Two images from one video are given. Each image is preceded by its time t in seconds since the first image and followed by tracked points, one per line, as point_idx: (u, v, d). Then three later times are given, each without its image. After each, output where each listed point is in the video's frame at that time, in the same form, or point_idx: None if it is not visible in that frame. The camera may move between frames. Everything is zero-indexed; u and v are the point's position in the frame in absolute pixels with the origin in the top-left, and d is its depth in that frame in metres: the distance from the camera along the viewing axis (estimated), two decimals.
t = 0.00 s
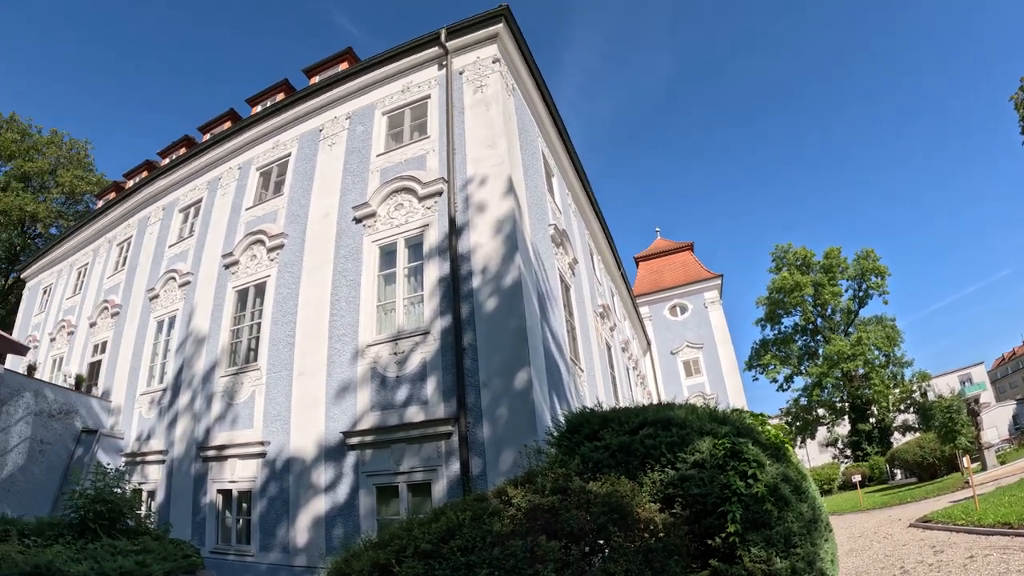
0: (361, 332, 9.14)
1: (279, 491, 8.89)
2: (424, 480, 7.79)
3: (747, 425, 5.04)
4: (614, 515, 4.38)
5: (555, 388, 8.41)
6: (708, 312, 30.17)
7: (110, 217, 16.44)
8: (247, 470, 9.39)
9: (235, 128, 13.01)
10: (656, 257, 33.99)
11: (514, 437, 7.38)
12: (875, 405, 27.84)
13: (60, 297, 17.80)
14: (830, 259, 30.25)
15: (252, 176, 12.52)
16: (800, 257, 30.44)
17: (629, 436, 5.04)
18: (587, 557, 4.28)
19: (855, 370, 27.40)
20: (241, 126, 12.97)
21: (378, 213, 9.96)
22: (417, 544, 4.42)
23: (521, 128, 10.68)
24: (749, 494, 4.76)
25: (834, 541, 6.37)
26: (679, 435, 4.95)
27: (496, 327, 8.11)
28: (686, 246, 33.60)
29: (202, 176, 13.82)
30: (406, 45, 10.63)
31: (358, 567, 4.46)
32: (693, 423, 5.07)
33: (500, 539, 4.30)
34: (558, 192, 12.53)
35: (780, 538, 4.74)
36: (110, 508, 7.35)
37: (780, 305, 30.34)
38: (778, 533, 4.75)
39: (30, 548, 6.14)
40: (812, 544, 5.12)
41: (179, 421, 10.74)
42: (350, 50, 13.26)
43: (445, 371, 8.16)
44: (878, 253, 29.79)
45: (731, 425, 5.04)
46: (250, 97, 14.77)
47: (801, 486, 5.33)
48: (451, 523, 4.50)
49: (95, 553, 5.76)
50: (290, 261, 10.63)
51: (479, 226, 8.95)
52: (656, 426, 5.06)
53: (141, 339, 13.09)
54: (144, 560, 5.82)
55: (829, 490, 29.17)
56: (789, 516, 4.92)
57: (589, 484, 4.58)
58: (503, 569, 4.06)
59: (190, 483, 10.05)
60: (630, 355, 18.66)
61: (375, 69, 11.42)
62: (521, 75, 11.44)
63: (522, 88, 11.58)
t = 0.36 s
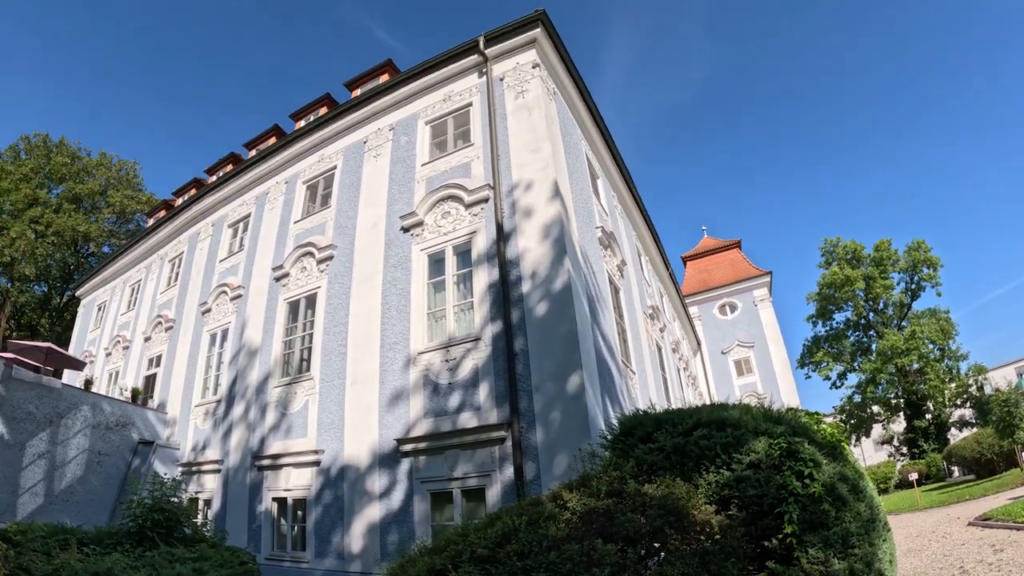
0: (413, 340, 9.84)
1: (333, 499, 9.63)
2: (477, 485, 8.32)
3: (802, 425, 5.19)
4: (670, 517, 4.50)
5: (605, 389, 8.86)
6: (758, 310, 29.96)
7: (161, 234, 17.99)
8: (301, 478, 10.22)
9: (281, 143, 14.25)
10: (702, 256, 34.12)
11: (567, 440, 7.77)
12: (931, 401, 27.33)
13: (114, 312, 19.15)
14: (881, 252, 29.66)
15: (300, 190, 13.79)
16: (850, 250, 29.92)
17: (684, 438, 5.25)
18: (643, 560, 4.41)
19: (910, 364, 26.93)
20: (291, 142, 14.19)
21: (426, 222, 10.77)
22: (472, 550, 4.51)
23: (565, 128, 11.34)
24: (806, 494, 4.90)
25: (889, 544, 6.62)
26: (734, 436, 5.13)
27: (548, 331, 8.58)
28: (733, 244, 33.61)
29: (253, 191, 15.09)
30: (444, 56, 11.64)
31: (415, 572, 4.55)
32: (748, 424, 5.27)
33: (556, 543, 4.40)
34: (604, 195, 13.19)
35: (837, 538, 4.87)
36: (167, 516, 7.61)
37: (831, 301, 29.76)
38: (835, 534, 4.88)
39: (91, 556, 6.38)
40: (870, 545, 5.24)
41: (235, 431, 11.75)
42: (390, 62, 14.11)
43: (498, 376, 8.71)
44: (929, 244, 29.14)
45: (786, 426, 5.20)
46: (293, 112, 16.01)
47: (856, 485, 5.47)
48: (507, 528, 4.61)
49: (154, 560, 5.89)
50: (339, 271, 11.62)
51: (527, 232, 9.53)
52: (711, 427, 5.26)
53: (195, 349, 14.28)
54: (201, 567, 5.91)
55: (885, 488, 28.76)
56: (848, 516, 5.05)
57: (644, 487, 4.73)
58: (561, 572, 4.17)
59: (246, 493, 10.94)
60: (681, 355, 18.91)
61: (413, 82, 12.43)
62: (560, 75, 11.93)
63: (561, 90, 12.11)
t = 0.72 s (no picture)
0: (445, 343, 9.99)
1: (368, 501, 9.83)
2: (512, 487, 8.35)
3: (838, 423, 5.14)
4: (706, 517, 4.48)
5: (638, 389, 8.89)
6: (790, 306, 29.61)
7: (193, 243, 18.47)
8: (335, 481, 10.46)
9: (311, 150, 14.65)
10: (732, 254, 33.94)
11: (601, 440, 7.79)
12: (966, 397, 26.92)
13: (148, 320, 19.52)
14: (913, 246, 29.10)
15: (330, 196, 14.15)
16: (881, 244, 29.37)
17: (718, 437, 5.24)
18: (679, 560, 4.39)
19: (945, 360, 26.45)
20: (320, 148, 14.58)
21: (456, 225, 10.97)
22: (508, 551, 4.54)
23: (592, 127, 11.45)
24: (842, 493, 4.86)
25: (925, 542, 6.58)
26: (769, 434, 5.10)
27: (581, 331, 8.63)
28: (764, 240, 33.29)
29: (284, 198, 15.52)
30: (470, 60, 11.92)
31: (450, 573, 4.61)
32: (782, 422, 5.24)
33: (592, 543, 4.39)
34: (634, 195, 13.27)
35: (874, 537, 4.83)
36: (203, 520, 7.81)
37: (863, 296, 29.22)
38: (872, 532, 4.83)
39: (127, 559, 6.48)
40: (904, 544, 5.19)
41: (269, 435, 12.04)
42: (415, 66, 14.34)
43: (531, 378, 8.77)
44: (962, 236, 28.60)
45: (821, 423, 5.16)
46: (322, 119, 16.38)
47: (890, 484, 5.39)
48: (542, 528, 4.62)
49: (190, 563, 5.96)
50: (371, 276, 11.90)
51: (557, 233, 9.62)
52: (745, 426, 5.24)
53: (229, 355, 14.65)
54: (237, 568, 5.99)
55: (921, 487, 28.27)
56: (883, 515, 5.01)
57: (679, 487, 4.70)
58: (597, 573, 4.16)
59: (281, 496, 11.21)
60: (713, 354, 18.83)
61: (440, 86, 12.73)
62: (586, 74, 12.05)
63: (588, 90, 12.21)
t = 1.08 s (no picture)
0: (481, 344, 10.05)
1: (405, 502, 9.92)
2: (549, 487, 8.36)
3: (876, 419, 5.07)
4: (744, 515, 4.45)
5: (674, 387, 8.85)
6: (825, 302, 29.40)
7: (227, 250, 18.80)
8: (372, 483, 10.56)
9: (341, 156, 14.87)
10: (765, 250, 33.74)
11: (638, 439, 7.77)
12: (1005, 391, 26.35)
13: (184, 327, 19.82)
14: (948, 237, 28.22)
15: (362, 201, 14.33)
16: (916, 237, 28.43)
17: (755, 435, 5.25)
18: (718, 559, 4.37)
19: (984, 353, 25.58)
20: (352, 153, 14.79)
21: (489, 227, 11.03)
22: (546, 551, 4.57)
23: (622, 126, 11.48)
24: (881, 490, 4.77)
25: (965, 540, 6.48)
26: (806, 432, 5.07)
27: (617, 330, 8.64)
28: (796, 236, 33.00)
29: (317, 204, 15.75)
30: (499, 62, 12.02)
31: (489, 572, 4.69)
32: (820, 419, 5.20)
33: (630, 542, 4.38)
34: (665, 193, 13.26)
35: (914, 535, 4.73)
36: (242, 522, 7.93)
37: (899, 290, 28.31)
38: (912, 530, 4.74)
39: (166, 561, 6.65)
40: (945, 544, 5.09)
41: (305, 439, 12.19)
42: (443, 70, 14.43)
43: (567, 378, 8.78)
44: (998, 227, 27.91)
45: (859, 420, 5.10)
46: (351, 125, 16.55)
47: (933, 482, 5.27)
48: (581, 528, 4.64)
49: (229, 564, 6.11)
50: (405, 280, 12.02)
51: (590, 232, 9.65)
52: (783, 424, 5.23)
53: (265, 360, 14.81)
54: (275, 569, 6.12)
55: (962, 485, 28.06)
56: (923, 512, 4.92)
57: (717, 485, 4.69)
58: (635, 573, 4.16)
59: (319, 498, 11.35)
60: (748, 352, 18.64)
61: (469, 88, 12.85)
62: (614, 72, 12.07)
63: (616, 89, 12.23)
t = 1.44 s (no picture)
0: (510, 345, 10.09)
1: (435, 503, 9.98)
2: (579, 487, 8.37)
3: (909, 416, 4.99)
4: (777, 514, 4.43)
5: (704, 386, 8.80)
6: (854, 298, 29.06)
7: (255, 255, 19.03)
8: (403, 484, 10.64)
9: (366, 160, 15.02)
10: (792, 245, 33.52)
11: (668, 438, 7.74)
12: None
13: (214, 331, 20.09)
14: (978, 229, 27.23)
15: (389, 205, 14.44)
16: (944, 229, 27.53)
17: (787, 433, 5.21)
18: (750, 557, 4.36)
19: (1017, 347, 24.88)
20: (377, 157, 14.93)
21: (516, 228, 11.07)
22: (578, 551, 4.60)
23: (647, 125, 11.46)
24: (914, 488, 4.70)
25: (998, 537, 6.39)
26: (838, 429, 5.02)
27: (646, 328, 8.63)
28: (824, 230, 32.72)
29: (344, 208, 15.91)
30: (522, 62, 12.07)
31: (519, 572, 4.74)
32: (852, 416, 5.15)
33: (662, 542, 4.37)
34: (691, 190, 13.19)
35: (946, 532, 4.69)
36: (273, 523, 8.03)
37: (929, 285, 27.50)
38: (944, 527, 4.70)
39: (198, 562, 6.78)
40: (977, 541, 5.04)
41: (336, 440, 12.31)
42: (467, 71, 14.47)
43: (596, 378, 8.78)
44: None
45: (891, 416, 5.01)
46: (377, 128, 16.67)
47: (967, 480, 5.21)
48: (613, 527, 4.64)
49: (260, 565, 6.24)
50: (433, 281, 12.10)
51: (618, 231, 9.66)
52: (814, 421, 5.20)
53: (295, 363, 14.96)
54: (305, 570, 6.19)
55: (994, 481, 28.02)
56: (956, 509, 4.87)
57: (749, 484, 4.66)
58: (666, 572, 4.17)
59: (350, 499, 11.46)
60: (778, 349, 18.44)
61: (492, 90, 12.91)
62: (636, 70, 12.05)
63: (640, 87, 12.20)
